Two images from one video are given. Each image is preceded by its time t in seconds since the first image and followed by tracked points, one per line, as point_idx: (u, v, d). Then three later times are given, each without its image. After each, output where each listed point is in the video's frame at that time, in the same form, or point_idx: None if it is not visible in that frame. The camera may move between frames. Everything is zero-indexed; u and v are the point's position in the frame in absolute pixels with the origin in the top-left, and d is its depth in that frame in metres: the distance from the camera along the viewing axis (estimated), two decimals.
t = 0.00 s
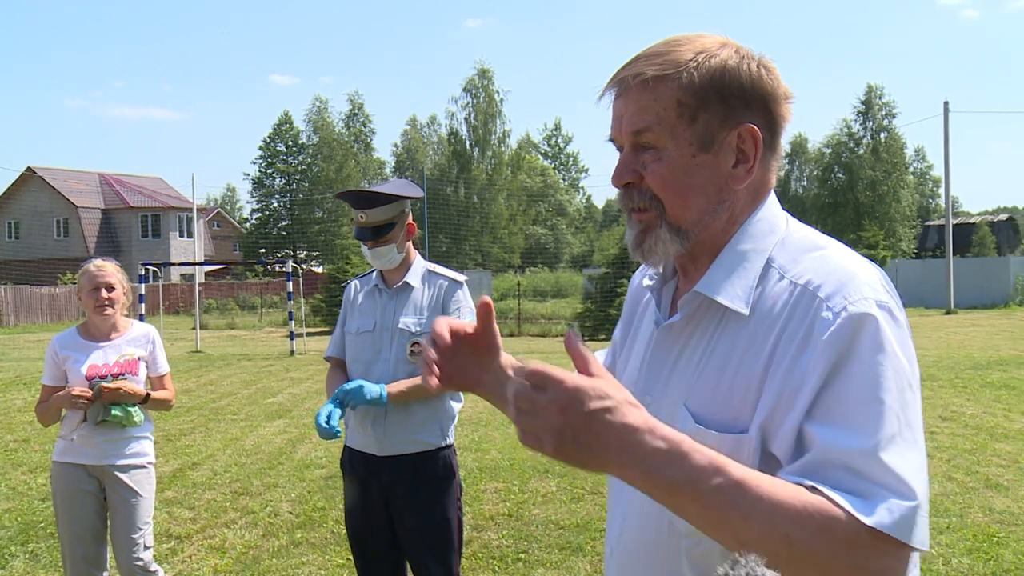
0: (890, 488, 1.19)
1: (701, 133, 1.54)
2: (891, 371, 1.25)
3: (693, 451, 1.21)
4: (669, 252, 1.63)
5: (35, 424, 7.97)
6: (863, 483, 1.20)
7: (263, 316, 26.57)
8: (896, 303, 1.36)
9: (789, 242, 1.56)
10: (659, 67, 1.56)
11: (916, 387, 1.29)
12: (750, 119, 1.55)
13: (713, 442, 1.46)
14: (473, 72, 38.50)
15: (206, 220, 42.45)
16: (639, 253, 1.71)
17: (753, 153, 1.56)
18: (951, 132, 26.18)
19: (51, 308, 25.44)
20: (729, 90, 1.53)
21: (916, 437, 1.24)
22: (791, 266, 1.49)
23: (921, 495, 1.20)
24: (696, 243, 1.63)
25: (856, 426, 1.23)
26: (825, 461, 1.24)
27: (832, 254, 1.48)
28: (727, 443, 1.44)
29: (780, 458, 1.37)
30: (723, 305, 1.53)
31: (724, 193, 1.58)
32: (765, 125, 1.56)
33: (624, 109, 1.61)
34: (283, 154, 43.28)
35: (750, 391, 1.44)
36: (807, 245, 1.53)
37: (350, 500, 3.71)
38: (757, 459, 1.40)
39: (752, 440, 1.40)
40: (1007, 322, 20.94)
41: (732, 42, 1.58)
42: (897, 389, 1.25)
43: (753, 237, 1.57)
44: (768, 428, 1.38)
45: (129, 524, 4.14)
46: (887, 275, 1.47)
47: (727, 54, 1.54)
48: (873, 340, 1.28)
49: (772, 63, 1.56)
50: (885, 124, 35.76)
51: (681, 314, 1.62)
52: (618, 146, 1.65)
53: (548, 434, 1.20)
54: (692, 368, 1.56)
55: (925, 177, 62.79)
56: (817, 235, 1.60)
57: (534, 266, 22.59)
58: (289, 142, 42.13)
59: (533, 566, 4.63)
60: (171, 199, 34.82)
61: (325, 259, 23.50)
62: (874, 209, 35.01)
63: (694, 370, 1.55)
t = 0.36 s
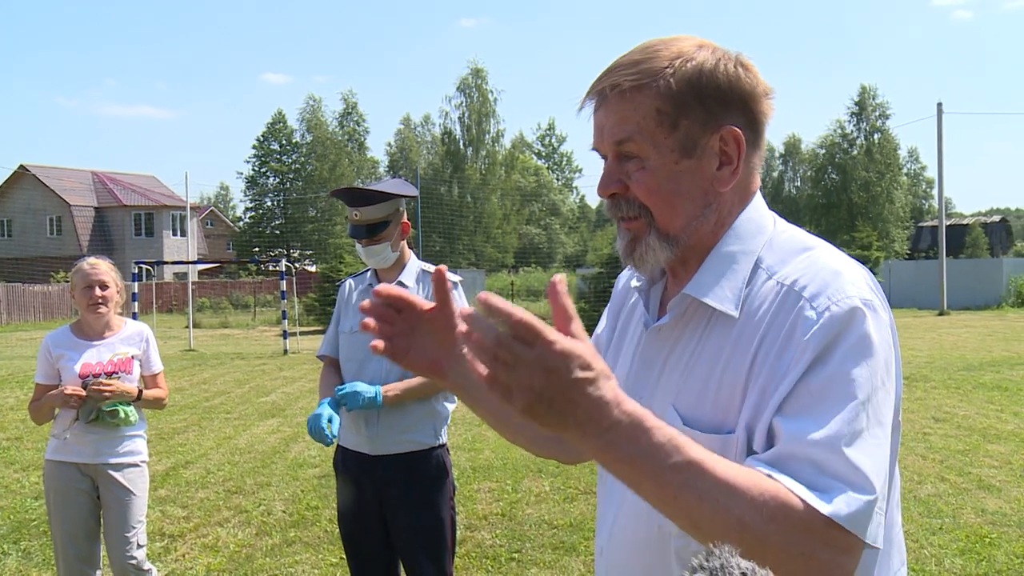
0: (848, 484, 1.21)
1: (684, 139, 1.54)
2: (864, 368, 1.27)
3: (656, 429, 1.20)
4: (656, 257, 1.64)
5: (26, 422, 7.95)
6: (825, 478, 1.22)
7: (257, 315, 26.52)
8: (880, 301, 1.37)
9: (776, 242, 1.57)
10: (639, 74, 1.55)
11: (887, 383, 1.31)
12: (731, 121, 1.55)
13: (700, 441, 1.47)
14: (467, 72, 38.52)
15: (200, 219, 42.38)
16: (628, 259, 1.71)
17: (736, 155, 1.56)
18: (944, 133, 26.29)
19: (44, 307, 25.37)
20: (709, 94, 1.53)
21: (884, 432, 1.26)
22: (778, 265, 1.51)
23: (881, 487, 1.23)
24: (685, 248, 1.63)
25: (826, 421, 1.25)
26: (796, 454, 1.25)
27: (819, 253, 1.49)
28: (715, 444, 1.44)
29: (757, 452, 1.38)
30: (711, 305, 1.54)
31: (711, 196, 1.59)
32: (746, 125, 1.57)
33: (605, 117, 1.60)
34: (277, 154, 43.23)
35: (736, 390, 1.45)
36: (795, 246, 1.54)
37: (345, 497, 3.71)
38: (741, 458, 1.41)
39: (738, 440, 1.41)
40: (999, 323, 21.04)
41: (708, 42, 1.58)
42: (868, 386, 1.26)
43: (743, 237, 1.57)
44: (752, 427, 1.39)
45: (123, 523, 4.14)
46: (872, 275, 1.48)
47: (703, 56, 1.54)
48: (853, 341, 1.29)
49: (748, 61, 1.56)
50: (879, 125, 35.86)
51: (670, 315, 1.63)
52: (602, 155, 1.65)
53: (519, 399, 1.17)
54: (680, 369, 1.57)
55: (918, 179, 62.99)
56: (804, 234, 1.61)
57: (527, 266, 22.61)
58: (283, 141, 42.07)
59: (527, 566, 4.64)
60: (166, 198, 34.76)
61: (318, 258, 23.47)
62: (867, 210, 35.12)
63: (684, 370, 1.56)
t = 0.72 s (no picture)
0: (844, 497, 1.26)
1: (650, 150, 1.54)
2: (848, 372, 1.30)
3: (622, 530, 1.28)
4: (637, 271, 1.62)
5: (15, 423, 7.90)
6: (822, 496, 1.27)
7: (248, 315, 26.44)
8: (861, 302, 1.39)
9: (755, 241, 1.55)
10: (598, 88, 1.57)
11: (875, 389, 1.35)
12: (697, 126, 1.55)
13: (685, 447, 1.44)
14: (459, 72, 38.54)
15: (191, 218, 42.23)
16: (607, 272, 1.70)
17: (705, 159, 1.55)
18: (935, 133, 26.39)
19: (35, 306, 25.25)
20: (672, 101, 1.53)
21: (870, 438, 1.30)
22: (758, 267, 1.50)
23: (872, 500, 1.27)
24: (665, 257, 1.62)
25: (817, 431, 1.28)
26: (791, 468, 1.29)
27: (798, 252, 1.49)
28: (701, 449, 1.43)
29: (746, 460, 1.39)
30: (692, 310, 1.52)
31: (683, 204, 1.58)
32: (712, 129, 1.56)
33: (572, 133, 1.62)
34: (268, 152, 43.09)
35: (719, 397, 1.44)
36: (774, 245, 1.53)
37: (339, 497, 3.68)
38: (729, 465, 1.41)
39: (723, 445, 1.40)
40: (989, 322, 21.13)
41: (669, 50, 1.59)
42: (855, 393, 1.30)
43: (721, 240, 1.56)
44: (739, 432, 1.39)
45: (112, 523, 4.12)
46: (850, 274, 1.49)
47: (663, 62, 1.54)
48: (833, 343, 1.32)
49: (709, 64, 1.55)
50: (869, 125, 36.02)
51: (649, 320, 1.60)
52: (572, 174, 1.67)
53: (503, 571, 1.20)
54: (661, 377, 1.54)
55: (909, 178, 63.18)
56: (781, 232, 1.60)
57: (519, 265, 22.62)
58: (274, 140, 41.94)
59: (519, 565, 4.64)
60: (157, 198, 34.64)
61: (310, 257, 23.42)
62: (858, 210, 35.29)
63: (666, 374, 1.53)
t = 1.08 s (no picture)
0: (847, 506, 1.28)
1: (616, 164, 1.56)
2: (834, 378, 1.31)
3: None
4: (615, 284, 1.63)
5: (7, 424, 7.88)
6: (829, 507, 1.29)
7: (243, 316, 26.39)
8: (841, 303, 1.40)
9: (732, 244, 1.55)
10: (556, 107, 1.59)
11: (867, 390, 1.37)
12: (658, 132, 1.55)
13: (674, 458, 1.44)
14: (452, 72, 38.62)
15: (185, 219, 42.13)
16: (586, 287, 1.71)
17: (672, 165, 1.55)
18: (928, 132, 26.45)
19: (28, 307, 25.17)
20: (632, 111, 1.53)
21: (869, 443, 1.32)
22: (737, 269, 1.50)
23: (876, 506, 1.29)
24: (641, 267, 1.62)
25: (815, 439, 1.29)
26: (788, 481, 1.31)
27: (774, 252, 1.50)
28: (690, 459, 1.42)
29: (739, 466, 1.40)
30: (672, 317, 1.52)
31: (654, 215, 1.58)
32: (675, 135, 1.56)
33: (538, 155, 1.63)
34: (262, 152, 43.08)
35: (705, 404, 1.45)
36: (750, 246, 1.54)
37: (337, 497, 3.67)
38: (722, 472, 1.41)
39: (713, 453, 1.41)
40: (982, 320, 21.18)
41: (626, 59, 1.60)
42: (846, 399, 1.32)
43: (697, 245, 1.55)
44: (728, 440, 1.40)
45: (104, 525, 4.11)
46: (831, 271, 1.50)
47: (619, 74, 1.56)
48: (818, 346, 1.33)
49: (665, 70, 1.57)
50: (862, 124, 36.11)
51: (631, 329, 1.60)
52: (539, 193, 1.69)
53: None
54: (646, 388, 1.54)
55: (902, 177, 63.25)
56: (757, 233, 1.61)
57: (514, 265, 22.64)
58: (268, 139, 41.95)
59: (514, 565, 4.64)
60: (151, 198, 34.57)
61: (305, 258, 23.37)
62: (851, 209, 35.34)
63: (651, 384, 1.53)
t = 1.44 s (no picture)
0: (856, 501, 1.28)
1: (621, 153, 1.56)
2: (832, 378, 1.31)
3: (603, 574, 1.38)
4: (610, 273, 1.63)
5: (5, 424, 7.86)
6: (836, 505, 1.29)
7: (241, 316, 26.36)
8: (837, 300, 1.40)
9: (728, 242, 1.55)
10: (566, 92, 1.59)
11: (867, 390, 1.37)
12: (667, 126, 1.55)
13: (666, 453, 1.43)
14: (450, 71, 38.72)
15: (183, 218, 42.08)
16: (583, 277, 1.71)
17: (676, 160, 1.56)
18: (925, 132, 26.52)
19: (25, 307, 25.14)
20: (640, 103, 1.54)
21: (871, 440, 1.33)
22: (732, 265, 1.50)
23: (883, 501, 1.30)
24: (639, 258, 1.62)
25: (816, 437, 1.30)
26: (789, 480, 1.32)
27: (771, 252, 1.49)
28: (683, 454, 1.42)
29: (733, 464, 1.39)
30: (667, 314, 1.52)
31: (655, 206, 1.58)
32: (683, 131, 1.56)
33: (546, 136, 1.63)
34: (260, 152, 43.13)
35: (699, 399, 1.44)
36: (748, 245, 1.54)
37: (335, 495, 3.67)
38: (712, 467, 1.41)
39: (704, 450, 1.40)
40: (981, 319, 21.22)
41: (638, 52, 1.60)
42: (850, 397, 1.32)
43: (694, 241, 1.55)
44: (720, 437, 1.39)
45: (101, 525, 4.10)
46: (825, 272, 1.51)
47: (635, 65, 1.56)
48: (815, 343, 1.33)
49: (678, 66, 1.57)
50: (860, 124, 36.20)
51: (627, 325, 1.60)
52: (543, 178, 1.68)
53: None
54: (643, 381, 1.53)
55: (900, 177, 63.33)
56: (754, 231, 1.61)
57: (512, 265, 22.66)
58: (266, 139, 41.97)
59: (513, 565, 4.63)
60: (149, 198, 34.54)
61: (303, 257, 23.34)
62: (850, 208, 35.39)
63: (645, 375, 1.53)
